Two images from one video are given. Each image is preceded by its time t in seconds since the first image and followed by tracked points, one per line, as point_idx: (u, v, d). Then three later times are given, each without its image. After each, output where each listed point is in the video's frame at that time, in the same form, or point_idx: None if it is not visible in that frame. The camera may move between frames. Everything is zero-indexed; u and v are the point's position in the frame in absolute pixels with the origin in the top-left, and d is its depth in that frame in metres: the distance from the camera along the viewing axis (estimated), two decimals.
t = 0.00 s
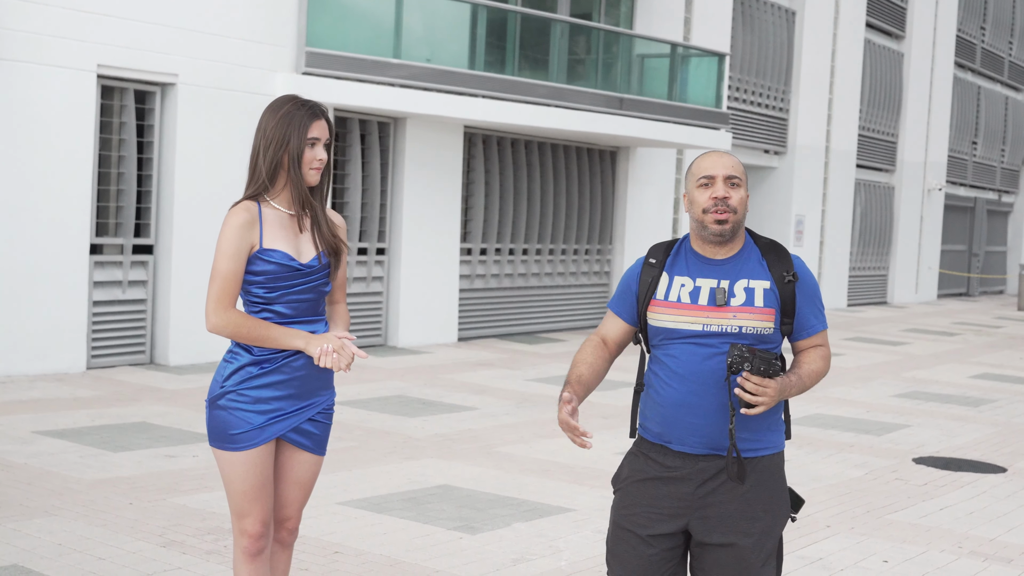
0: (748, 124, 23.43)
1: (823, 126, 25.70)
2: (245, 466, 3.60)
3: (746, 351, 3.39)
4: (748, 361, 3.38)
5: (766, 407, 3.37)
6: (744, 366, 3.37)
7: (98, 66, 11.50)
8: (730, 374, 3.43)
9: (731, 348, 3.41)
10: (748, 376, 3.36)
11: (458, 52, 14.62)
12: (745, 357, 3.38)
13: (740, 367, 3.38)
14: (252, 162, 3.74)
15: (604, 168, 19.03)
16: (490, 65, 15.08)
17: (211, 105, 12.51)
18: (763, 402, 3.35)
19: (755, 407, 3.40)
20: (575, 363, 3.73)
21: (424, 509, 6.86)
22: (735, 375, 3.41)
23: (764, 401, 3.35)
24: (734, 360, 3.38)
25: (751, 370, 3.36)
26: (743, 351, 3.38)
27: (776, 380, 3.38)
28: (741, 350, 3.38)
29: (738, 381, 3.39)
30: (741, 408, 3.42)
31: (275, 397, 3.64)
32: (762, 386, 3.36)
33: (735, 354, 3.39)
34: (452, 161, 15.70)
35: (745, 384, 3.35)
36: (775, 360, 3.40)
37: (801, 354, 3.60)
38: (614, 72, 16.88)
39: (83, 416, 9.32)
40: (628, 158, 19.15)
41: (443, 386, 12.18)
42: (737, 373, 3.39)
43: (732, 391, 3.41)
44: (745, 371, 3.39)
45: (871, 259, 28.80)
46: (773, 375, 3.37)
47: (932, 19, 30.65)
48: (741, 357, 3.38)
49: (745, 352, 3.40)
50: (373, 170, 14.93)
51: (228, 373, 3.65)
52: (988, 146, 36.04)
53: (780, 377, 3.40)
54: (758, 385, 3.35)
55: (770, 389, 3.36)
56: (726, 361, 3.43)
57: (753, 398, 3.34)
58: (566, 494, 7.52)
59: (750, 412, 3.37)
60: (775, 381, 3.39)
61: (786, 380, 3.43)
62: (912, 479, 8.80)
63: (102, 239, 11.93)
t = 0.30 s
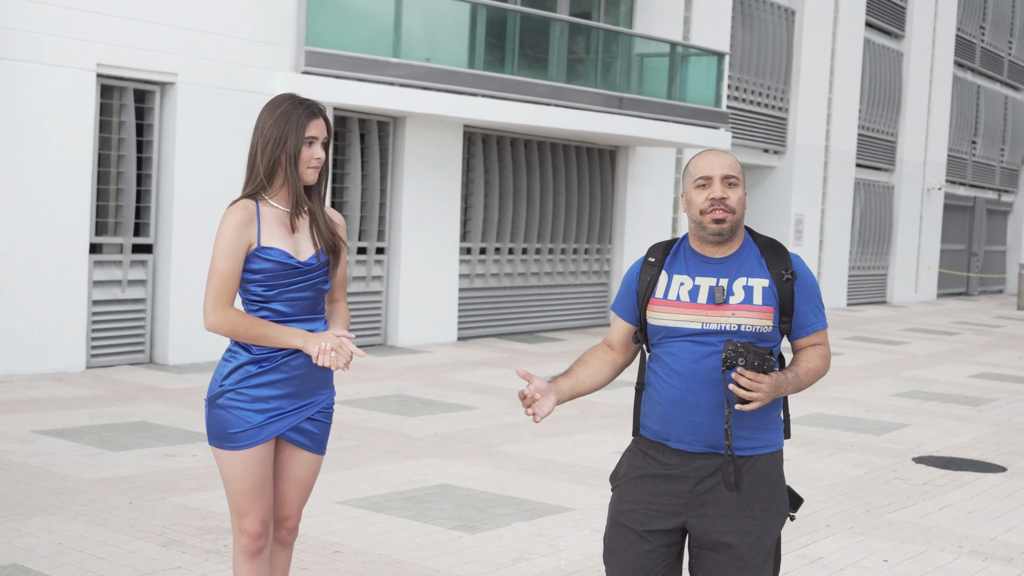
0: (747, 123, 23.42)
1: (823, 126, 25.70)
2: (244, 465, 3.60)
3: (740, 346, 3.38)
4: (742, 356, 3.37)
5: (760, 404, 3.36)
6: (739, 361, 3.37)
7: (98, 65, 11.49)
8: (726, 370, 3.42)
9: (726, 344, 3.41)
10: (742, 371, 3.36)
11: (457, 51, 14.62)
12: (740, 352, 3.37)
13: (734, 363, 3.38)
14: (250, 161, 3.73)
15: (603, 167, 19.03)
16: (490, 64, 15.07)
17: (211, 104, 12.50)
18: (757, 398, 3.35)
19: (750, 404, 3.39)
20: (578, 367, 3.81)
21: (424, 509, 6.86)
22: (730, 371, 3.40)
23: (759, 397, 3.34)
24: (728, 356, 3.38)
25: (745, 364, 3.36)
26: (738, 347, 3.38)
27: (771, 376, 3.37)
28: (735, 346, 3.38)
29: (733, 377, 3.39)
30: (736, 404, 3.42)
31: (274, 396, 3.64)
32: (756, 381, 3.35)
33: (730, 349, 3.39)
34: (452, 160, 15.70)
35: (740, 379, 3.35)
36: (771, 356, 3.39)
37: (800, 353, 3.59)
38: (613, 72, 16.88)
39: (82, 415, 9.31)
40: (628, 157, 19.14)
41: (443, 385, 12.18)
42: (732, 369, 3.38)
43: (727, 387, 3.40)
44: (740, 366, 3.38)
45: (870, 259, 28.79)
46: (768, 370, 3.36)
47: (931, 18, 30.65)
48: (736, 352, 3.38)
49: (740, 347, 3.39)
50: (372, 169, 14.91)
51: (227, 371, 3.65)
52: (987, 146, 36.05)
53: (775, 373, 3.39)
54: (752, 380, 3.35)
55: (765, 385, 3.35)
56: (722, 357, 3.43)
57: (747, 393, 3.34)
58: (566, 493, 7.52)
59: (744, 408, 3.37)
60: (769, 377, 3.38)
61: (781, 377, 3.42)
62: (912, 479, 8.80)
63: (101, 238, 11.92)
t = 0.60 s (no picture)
0: (747, 122, 23.42)
1: (822, 125, 25.69)
2: (244, 464, 3.60)
3: (729, 345, 3.37)
4: (731, 356, 3.36)
5: (750, 403, 3.34)
6: (728, 361, 3.36)
7: (98, 64, 11.49)
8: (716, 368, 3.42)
9: (717, 343, 3.41)
10: (732, 371, 3.35)
11: (457, 50, 14.62)
12: (729, 351, 3.37)
13: (723, 362, 3.37)
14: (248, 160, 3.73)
15: (602, 166, 19.03)
16: (490, 63, 15.06)
17: (211, 103, 12.50)
18: (748, 397, 3.33)
19: (740, 403, 3.37)
20: (576, 363, 3.78)
21: (424, 508, 6.86)
22: (719, 370, 3.40)
23: (748, 396, 3.32)
24: (718, 355, 3.38)
25: (734, 364, 3.35)
26: (727, 346, 3.37)
27: (761, 375, 3.35)
28: (724, 345, 3.37)
29: (723, 375, 3.38)
30: (726, 402, 3.42)
31: (273, 395, 3.64)
32: (746, 381, 3.33)
33: (720, 348, 3.38)
34: (452, 159, 15.70)
35: (729, 379, 3.34)
36: (760, 355, 3.37)
37: (796, 350, 3.54)
38: (612, 71, 16.87)
39: (82, 414, 9.31)
40: (628, 157, 19.15)
41: (442, 385, 12.18)
42: (721, 368, 3.38)
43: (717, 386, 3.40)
44: (729, 365, 3.37)
45: (870, 258, 28.79)
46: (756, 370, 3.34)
47: (931, 18, 30.64)
48: (725, 351, 3.37)
49: (729, 346, 3.38)
50: (372, 169, 14.90)
51: (226, 370, 3.65)
52: (987, 146, 36.06)
53: (765, 372, 3.37)
54: (742, 379, 3.33)
55: (755, 384, 3.33)
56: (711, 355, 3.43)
57: (737, 392, 3.32)
58: (565, 493, 7.52)
59: (734, 407, 3.36)
60: (760, 376, 3.36)
61: (772, 375, 3.40)
62: (911, 478, 8.80)
63: (101, 238, 11.92)
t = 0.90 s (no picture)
0: (746, 122, 23.41)
1: (821, 125, 25.69)
2: (242, 466, 3.60)
3: (702, 340, 3.36)
4: (703, 350, 3.35)
5: (722, 397, 3.34)
6: (700, 356, 3.35)
7: (97, 64, 11.49)
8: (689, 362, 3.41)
9: (689, 338, 3.40)
10: (704, 365, 3.34)
11: (457, 50, 14.62)
12: (701, 346, 3.36)
13: (695, 356, 3.36)
14: (246, 159, 3.73)
15: (602, 166, 19.03)
16: (489, 63, 15.06)
17: (210, 104, 12.51)
18: (719, 391, 3.33)
19: (711, 397, 3.37)
20: (555, 367, 3.76)
21: (423, 508, 6.86)
22: (692, 364, 3.39)
23: (720, 391, 3.32)
24: (690, 349, 3.36)
25: (706, 358, 3.34)
26: (699, 340, 3.36)
27: (733, 370, 3.35)
28: (697, 339, 3.36)
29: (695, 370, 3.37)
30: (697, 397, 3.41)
31: (271, 395, 3.64)
32: (718, 375, 3.33)
33: (692, 342, 3.37)
34: (451, 159, 15.70)
35: (701, 373, 3.33)
36: (733, 350, 3.37)
37: (768, 344, 3.56)
38: (611, 71, 16.86)
39: (81, 414, 9.31)
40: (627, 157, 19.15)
41: (441, 384, 12.18)
42: (693, 362, 3.37)
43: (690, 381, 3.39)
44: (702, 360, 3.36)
45: (869, 258, 28.81)
46: (728, 365, 3.34)
47: (930, 17, 30.63)
48: (698, 346, 3.36)
49: (701, 340, 3.37)
50: (371, 169, 14.89)
51: (224, 371, 3.65)
52: (986, 146, 36.07)
53: (737, 367, 3.37)
54: (713, 374, 3.32)
55: (726, 379, 3.33)
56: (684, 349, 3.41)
57: (708, 387, 3.32)
58: (563, 493, 7.52)
59: (705, 402, 3.35)
60: (732, 370, 3.35)
61: (745, 370, 3.40)
62: (910, 478, 8.81)
63: (100, 238, 11.92)
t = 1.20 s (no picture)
0: (745, 122, 23.41)
1: (821, 125, 25.69)
2: (242, 466, 3.60)
3: (676, 344, 3.40)
4: (677, 354, 3.39)
5: (691, 400, 3.40)
6: (674, 359, 3.39)
7: (97, 64, 11.49)
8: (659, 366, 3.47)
9: (663, 340, 3.43)
10: (676, 369, 3.39)
11: (456, 50, 14.62)
12: (675, 350, 3.39)
13: (669, 359, 3.40)
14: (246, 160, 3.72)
15: (601, 167, 19.03)
16: (489, 63, 15.06)
17: (210, 104, 12.51)
18: (688, 395, 3.39)
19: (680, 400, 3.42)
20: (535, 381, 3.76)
21: (422, 508, 6.86)
22: (664, 367, 3.43)
23: (689, 395, 3.38)
24: (663, 352, 3.40)
25: (679, 362, 3.38)
26: (673, 345, 3.40)
27: (704, 375, 3.40)
28: (670, 343, 3.40)
29: (667, 373, 3.42)
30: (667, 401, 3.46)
31: (272, 396, 3.63)
32: (689, 380, 3.38)
33: (666, 346, 3.41)
34: (451, 159, 15.70)
35: (673, 377, 3.38)
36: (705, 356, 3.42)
37: (728, 342, 3.59)
38: (610, 71, 16.86)
39: (81, 414, 9.31)
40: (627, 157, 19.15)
41: (440, 384, 12.18)
42: (665, 366, 3.41)
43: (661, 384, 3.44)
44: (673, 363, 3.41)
45: (868, 258, 28.82)
46: (702, 370, 3.38)
47: (929, 17, 30.64)
48: (671, 350, 3.40)
49: (676, 345, 3.41)
50: (371, 169, 14.89)
51: (225, 371, 3.65)
52: (986, 145, 36.06)
53: (708, 374, 3.43)
54: (685, 377, 3.38)
55: (697, 383, 3.39)
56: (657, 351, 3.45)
57: (679, 391, 3.38)
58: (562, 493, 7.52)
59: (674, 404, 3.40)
60: (703, 375, 3.41)
61: (713, 374, 3.46)
62: (909, 478, 8.81)
63: (99, 238, 11.91)
